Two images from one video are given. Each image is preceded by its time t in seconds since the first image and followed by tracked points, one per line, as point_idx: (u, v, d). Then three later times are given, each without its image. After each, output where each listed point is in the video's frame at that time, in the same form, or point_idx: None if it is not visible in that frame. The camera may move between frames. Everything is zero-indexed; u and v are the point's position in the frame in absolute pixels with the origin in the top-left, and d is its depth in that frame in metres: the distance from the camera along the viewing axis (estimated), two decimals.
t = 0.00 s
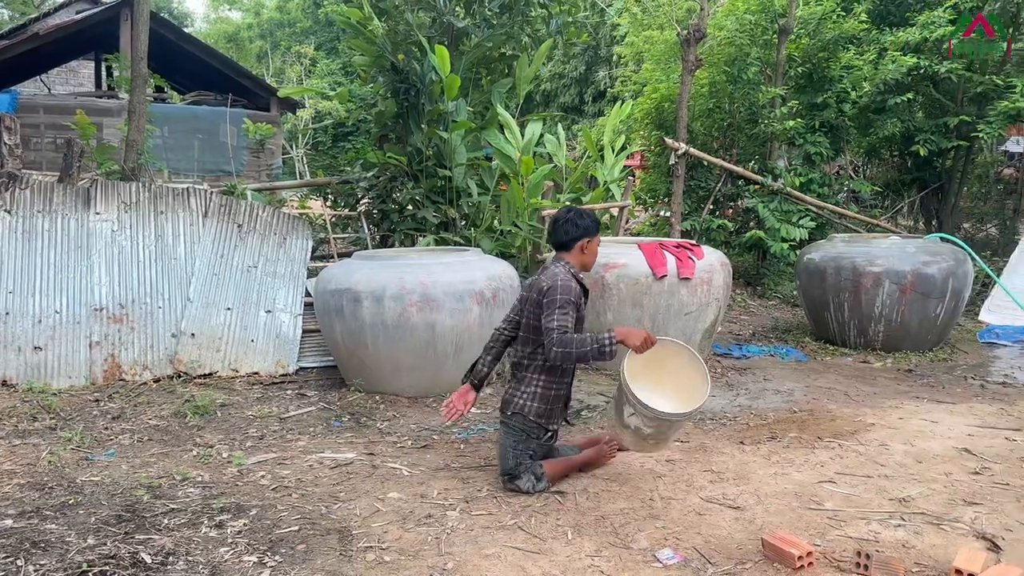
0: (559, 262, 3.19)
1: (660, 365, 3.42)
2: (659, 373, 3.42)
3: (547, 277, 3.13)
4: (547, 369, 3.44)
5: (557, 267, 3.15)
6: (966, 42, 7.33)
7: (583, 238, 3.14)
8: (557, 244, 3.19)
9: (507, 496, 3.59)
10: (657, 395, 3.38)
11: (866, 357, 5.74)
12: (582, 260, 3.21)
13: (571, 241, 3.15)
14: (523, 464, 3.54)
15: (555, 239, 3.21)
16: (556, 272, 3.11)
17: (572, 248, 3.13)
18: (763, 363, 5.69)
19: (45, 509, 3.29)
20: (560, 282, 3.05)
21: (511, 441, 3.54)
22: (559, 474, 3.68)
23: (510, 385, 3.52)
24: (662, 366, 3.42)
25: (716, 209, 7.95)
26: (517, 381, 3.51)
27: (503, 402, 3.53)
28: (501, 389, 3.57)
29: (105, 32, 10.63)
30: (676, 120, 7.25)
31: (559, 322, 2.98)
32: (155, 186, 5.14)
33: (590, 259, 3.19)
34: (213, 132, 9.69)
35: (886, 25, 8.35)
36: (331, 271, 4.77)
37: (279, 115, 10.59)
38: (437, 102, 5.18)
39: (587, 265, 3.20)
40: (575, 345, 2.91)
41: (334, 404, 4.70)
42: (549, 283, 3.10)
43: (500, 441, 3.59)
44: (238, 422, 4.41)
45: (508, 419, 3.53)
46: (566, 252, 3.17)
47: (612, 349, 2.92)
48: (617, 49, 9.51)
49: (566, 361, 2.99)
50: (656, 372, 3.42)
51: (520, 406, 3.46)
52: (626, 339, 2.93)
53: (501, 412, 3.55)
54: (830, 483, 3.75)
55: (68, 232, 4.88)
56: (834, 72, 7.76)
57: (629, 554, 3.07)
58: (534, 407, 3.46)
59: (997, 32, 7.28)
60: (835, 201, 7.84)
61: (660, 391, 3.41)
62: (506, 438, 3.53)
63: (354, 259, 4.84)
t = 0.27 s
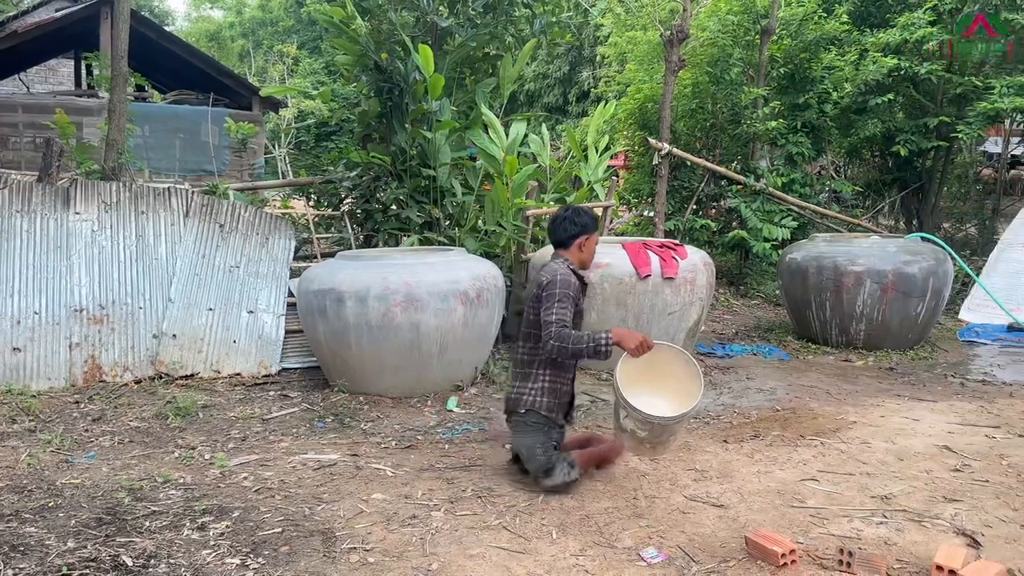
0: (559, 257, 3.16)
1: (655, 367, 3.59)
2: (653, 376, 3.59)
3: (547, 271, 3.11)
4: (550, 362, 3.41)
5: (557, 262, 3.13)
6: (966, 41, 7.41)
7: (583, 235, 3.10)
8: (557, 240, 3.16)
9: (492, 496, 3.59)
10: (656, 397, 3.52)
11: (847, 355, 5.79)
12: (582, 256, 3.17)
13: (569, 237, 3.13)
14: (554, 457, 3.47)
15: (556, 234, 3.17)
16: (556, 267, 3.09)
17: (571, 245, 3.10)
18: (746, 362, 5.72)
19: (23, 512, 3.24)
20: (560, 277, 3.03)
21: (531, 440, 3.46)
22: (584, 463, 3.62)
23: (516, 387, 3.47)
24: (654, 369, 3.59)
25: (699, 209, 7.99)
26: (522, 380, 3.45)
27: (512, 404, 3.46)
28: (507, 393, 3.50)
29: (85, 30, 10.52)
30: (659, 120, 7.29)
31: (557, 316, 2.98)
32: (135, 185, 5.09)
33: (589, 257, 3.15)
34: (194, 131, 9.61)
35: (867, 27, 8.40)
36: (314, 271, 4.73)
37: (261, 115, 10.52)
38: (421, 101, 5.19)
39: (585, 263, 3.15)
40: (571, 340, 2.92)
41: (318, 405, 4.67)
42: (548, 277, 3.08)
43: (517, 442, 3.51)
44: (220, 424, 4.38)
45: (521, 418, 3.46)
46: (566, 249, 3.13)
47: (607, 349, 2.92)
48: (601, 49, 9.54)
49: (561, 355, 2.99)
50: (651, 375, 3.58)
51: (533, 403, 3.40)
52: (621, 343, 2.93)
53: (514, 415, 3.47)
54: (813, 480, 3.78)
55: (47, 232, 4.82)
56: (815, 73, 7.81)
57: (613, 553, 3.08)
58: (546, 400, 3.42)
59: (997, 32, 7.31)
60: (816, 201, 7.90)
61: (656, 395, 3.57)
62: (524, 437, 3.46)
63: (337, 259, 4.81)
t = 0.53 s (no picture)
0: (558, 261, 3.25)
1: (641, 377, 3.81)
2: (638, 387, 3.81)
3: (547, 275, 3.18)
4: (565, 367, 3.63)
5: (556, 265, 3.21)
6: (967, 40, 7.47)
7: (580, 239, 3.20)
8: (557, 243, 3.25)
9: (476, 497, 3.58)
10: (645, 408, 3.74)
11: (829, 355, 5.83)
12: (579, 260, 3.26)
13: (566, 239, 3.23)
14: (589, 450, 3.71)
15: (555, 239, 3.27)
16: (556, 270, 3.17)
17: (567, 247, 3.20)
18: (730, 362, 5.75)
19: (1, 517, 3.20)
20: (560, 280, 3.10)
21: (566, 442, 3.66)
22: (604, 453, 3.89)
23: (540, 398, 3.60)
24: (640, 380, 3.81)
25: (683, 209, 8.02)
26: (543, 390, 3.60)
27: (540, 414, 3.60)
28: (531, 406, 3.61)
29: (65, 29, 10.42)
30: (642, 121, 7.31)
31: (552, 319, 3.02)
32: (116, 185, 5.04)
33: (586, 262, 3.24)
34: (176, 131, 9.54)
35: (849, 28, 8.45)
36: (297, 272, 4.70)
37: (244, 114, 10.45)
38: (404, 101, 5.15)
39: (582, 266, 3.24)
40: (563, 343, 2.95)
41: (301, 407, 4.65)
42: (549, 280, 3.15)
43: (550, 448, 3.67)
44: (202, 426, 4.35)
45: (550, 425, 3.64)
46: (562, 251, 3.23)
47: (596, 355, 2.92)
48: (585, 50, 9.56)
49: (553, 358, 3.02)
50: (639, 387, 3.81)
51: (564, 408, 3.59)
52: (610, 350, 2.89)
53: (544, 423, 3.62)
54: (795, 480, 3.80)
55: (26, 232, 4.76)
56: (798, 75, 7.86)
57: (597, 553, 3.08)
58: (571, 402, 3.64)
59: (996, 31, 7.34)
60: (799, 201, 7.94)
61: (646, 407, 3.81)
62: (559, 440, 3.65)
63: (320, 259, 4.79)
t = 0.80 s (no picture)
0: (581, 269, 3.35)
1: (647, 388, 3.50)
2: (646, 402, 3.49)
3: (572, 285, 3.28)
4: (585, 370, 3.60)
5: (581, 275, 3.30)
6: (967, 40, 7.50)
7: (602, 247, 3.29)
8: (581, 250, 3.34)
9: (463, 498, 3.57)
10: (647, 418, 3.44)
11: (814, 355, 5.86)
12: (601, 268, 3.35)
13: (588, 247, 3.31)
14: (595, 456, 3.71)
15: (578, 246, 3.36)
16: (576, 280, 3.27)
17: (589, 255, 3.28)
18: (716, 362, 5.76)
19: None
20: (581, 293, 3.21)
21: (578, 445, 3.63)
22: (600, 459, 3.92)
23: (561, 399, 3.54)
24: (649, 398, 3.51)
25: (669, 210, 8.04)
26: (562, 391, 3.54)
27: (558, 413, 3.54)
28: (549, 405, 3.55)
29: (48, 28, 10.34)
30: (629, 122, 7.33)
31: (569, 331, 3.15)
32: (99, 186, 5.00)
33: (609, 270, 3.34)
34: (161, 131, 9.49)
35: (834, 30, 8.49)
36: (282, 273, 4.67)
37: (229, 114, 10.40)
38: (390, 102, 5.14)
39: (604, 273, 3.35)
40: (575, 356, 3.08)
41: (286, 409, 4.62)
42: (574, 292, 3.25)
43: (560, 449, 3.63)
44: (187, 428, 4.32)
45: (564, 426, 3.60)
46: (585, 258, 3.32)
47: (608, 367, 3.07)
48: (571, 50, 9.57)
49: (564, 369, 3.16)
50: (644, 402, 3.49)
51: (581, 411, 3.56)
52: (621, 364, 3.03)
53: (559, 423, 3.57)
54: (780, 479, 3.82)
55: (9, 233, 4.72)
56: (784, 76, 7.87)
57: (584, 553, 3.08)
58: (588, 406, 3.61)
59: (996, 32, 7.41)
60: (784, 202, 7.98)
61: (653, 425, 3.50)
62: (571, 443, 3.62)
63: (306, 260, 4.76)
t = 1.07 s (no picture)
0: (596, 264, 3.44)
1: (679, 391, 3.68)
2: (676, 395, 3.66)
3: (585, 280, 3.37)
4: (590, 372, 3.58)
5: (595, 271, 3.39)
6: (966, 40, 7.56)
7: (619, 243, 3.39)
8: (597, 244, 3.42)
9: (449, 499, 3.56)
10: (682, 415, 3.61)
11: (798, 355, 5.89)
12: (616, 262, 3.46)
13: (608, 242, 3.41)
14: (588, 458, 3.69)
15: (595, 241, 3.44)
16: (594, 277, 3.36)
17: (607, 251, 3.37)
18: (701, 362, 5.78)
19: None
20: (599, 292, 3.30)
21: (571, 445, 3.63)
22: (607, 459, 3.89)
23: (558, 398, 3.57)
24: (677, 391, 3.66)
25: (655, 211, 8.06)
26: (563, 389, 3.57)
27: (554, 411, 3.59)
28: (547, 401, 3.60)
29: (30, 28, 10.26)
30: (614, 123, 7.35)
31: (590, 332, 3.27)
32: (82, 187, 4.96)
33: (622, 264, 3.45)
34: (144, 131, 9.43)
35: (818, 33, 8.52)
36: (267, 274, 4.66)
37: (214, 114, 10.35)
38: (376, 102, 5.13)
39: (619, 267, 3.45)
40: (600, 358, 3.23)
41: (271, 410, 4.60)
42: (589, 288, 3.34)
43: (555, 446, 3.67)
44: (171, 430, 4.29)
45: (560, 424, 3.62)
46: (603, 253, 3.42)
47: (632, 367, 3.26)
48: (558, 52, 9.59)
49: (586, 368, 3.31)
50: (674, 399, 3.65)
51: (577, 413, 3.56)
52: (647, 364, 3.23)
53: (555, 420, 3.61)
54: (765, 479, 3.84)
55: None
56: (768, 79, 7.92)
57: (569, 554, 3.08)
58: (587, 409, 3.58)
59: (997, 32, 7.46)
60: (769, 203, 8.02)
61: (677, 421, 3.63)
62: (564, 442, 3.63)
63: (291, 261, 4.74)
